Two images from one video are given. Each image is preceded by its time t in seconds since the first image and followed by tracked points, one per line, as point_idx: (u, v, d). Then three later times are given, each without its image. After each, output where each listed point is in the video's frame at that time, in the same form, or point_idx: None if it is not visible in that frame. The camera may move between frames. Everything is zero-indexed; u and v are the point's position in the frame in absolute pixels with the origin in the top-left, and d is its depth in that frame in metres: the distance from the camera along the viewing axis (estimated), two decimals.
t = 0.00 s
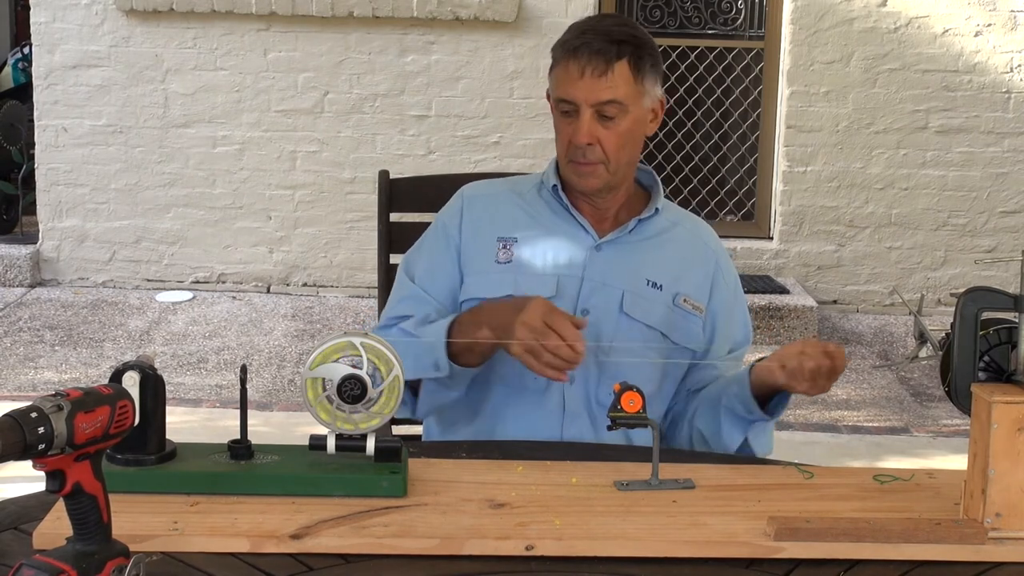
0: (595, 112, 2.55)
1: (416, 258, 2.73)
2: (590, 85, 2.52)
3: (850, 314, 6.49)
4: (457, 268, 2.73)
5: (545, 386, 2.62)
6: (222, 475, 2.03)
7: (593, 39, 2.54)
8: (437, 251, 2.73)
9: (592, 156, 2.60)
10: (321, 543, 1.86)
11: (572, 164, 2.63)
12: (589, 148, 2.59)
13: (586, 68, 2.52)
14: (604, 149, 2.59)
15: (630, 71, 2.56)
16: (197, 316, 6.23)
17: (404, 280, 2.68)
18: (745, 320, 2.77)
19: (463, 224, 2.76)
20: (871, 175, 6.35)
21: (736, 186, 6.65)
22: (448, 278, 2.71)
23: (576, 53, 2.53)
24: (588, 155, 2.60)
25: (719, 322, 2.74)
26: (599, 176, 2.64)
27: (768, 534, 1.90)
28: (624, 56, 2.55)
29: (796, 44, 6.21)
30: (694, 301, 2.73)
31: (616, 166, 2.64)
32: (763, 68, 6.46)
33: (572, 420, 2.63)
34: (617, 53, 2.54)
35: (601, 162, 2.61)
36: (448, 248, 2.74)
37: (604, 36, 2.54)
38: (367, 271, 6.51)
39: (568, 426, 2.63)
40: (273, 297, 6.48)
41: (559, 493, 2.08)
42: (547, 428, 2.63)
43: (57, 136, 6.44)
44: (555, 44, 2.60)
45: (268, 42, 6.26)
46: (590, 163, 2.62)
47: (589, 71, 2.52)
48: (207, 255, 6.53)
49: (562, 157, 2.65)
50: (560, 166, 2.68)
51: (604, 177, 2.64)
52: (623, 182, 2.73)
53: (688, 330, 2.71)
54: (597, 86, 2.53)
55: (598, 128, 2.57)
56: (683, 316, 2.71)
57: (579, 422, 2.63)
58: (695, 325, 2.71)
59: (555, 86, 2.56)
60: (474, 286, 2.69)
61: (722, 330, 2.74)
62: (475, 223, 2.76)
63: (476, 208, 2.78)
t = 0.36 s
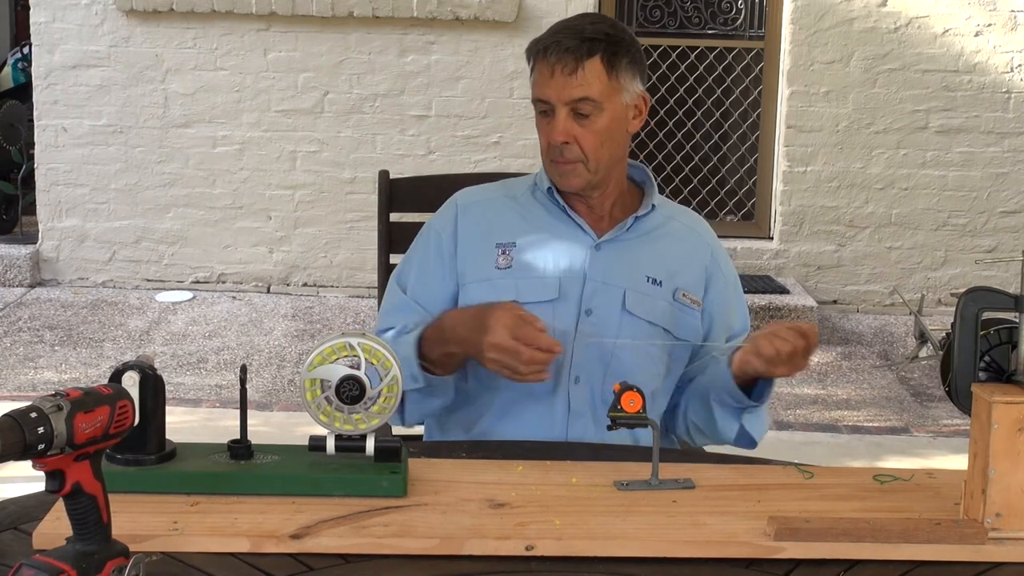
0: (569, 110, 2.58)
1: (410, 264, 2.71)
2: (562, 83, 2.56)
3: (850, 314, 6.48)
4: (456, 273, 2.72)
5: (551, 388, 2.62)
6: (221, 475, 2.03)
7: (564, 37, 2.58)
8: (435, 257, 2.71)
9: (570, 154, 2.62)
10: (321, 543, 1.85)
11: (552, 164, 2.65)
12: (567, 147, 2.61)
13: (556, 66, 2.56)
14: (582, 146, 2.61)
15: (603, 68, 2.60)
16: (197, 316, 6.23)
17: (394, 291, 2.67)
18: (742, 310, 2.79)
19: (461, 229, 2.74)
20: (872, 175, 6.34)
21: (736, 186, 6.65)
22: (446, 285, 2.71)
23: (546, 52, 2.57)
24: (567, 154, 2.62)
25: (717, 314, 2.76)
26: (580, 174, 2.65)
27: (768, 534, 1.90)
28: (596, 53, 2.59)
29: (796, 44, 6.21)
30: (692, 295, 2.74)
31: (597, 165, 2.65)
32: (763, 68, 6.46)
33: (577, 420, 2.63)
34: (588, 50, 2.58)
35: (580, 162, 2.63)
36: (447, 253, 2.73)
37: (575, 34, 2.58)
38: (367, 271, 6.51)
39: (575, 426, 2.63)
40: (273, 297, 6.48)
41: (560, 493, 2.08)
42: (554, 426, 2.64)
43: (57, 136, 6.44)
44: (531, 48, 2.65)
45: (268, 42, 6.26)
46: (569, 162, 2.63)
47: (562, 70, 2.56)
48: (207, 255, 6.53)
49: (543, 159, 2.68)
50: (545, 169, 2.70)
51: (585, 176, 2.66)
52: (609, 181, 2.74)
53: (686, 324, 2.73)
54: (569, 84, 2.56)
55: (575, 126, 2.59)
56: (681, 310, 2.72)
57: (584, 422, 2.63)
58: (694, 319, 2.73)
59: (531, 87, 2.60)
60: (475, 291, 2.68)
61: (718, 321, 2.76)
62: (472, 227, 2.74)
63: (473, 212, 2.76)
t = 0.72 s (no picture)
0: (554, 109, 2.58)
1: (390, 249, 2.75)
2: (547, 82, 2.56)
3: (850, 314, 6.48)
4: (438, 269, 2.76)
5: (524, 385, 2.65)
6: (221, 475, 2.03)
7: (549, 37, 2.57)
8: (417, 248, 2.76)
9: (554, 153, 2.62)
10: (321, 543, 1.86)
11: (537, 164, 2.65)
12: (552, 146, 2.61)
13: (541, 65, 2.56)
14: (567, 146, 2.61)
15: (588, 68, 2.59)
16: (197, 316, 6.23)
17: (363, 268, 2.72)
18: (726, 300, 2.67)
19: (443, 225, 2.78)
20: (871, 175, 6.34)
21: (736, 186, 6.65)
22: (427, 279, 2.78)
23: (531, 51, 2.57)
24: (552, 153, 2.62)
25: (698, 306, 2.66)
26: (564, 175, 2.65)
27: (768, 534, 1.90)
28: (582, 53, 2.58)
29: (796, 44, 6.21)
30: (669, 286, 2.68)
31: (581, 165, 2.64)
32: (763, 68, 6.46)
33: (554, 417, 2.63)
34: (574, 50, 2.57)
35: (565, 161, 2.63)
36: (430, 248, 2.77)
37: (561, 33, 2.58)
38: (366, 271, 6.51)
39: (553, 424, 2.64)
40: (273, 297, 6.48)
41: (560, 493, 2.08)
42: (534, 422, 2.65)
43: (57, 136, 6.44)
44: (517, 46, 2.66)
45: (268, 42, 6.26)
46: (554, 162, 2.63)
47: (547, 69, 2.56)
48: (207, 255, 6.53)
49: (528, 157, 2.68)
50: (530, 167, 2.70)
51: (569, 176, 2.65)
52: (592, 181, 2.73)
53: (661, 317, 2.66)
54: (553, 83, 2.56)
55: (559, 125, 2.59)
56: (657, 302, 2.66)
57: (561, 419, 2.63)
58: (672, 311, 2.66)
59: (518, 86, 2.60)
60: (452, 284, 2.71)
61: (696, 313, 2.66)
62: (453, 223, 2.77)
63: (457, 208, 2.79)
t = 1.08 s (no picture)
0: (505, 119, 2.55)
1: (367, 231, 2.71)
2: (497, 92, 2.53)
3: (850, 313, 6.48)
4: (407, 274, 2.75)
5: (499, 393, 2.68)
6: (221, 475, 2.03)
7: (493, 46, 2.54)
8: (389, 237, 2.72)
9: (509, 163, 2.59)
10: (321, 543, 1.85)
11: (493, 174, 2.62)
12: (506, 156, 2.58)
13: (489, 74, 2.53)
14: (521, 154, 2.58)
15: (538, 74, 2.56)
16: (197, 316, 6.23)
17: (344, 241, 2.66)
18: (688, 286, 2.68)
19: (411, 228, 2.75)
20: (871, 175, 6.34)
21: (736, 186, 6.65)
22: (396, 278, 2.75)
23: (478, 61, 2.54)
24: (507, 163, 2.58)
25: (660, 297, 2.68)
26: (522, 183, 2.62)
27: (768, 534, 1.90)
28: (530, 59, 2.55)
29: (796, 44, 6.21)
30: (633, 279, 2.70)
31: (537, 173, 2.62)
32: (763, 68, 6.46)
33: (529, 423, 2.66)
34: (519, 57, 2.54)
35: (520, 170, 2.60)
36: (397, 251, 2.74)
37: (507, 41, 2.55)
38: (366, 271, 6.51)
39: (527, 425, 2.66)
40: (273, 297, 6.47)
41: (559, 493, 2.08)
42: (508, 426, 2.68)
43: (57, 136, 6.44)
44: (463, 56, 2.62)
45: (268, 42, 6.26)
46: (509, 171, 2.60)
47: (496, 79, 2.53)
48: (207, 254, 6.53)
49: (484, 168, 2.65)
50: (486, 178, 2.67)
51: (527, 185, 2.63)
52: (550, 187, 2.71)
53: (627, 309, 2.68)
54: (503, 93, 2.53)
55: (513, 134, 2.56)
56: (623, 295, 2.69)
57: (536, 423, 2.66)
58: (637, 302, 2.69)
59: (467, 96, 2.57)
60: (422, 292, 2.70)
61: (658, 303, 2.68)
62: (418, 231, 2.75)
63: (425, 211, 2.76)
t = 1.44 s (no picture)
0: (496, 128, 2.55)
1: (354, 238, 2.71)
2: (485, 102, 2.52)
3: (850, 313, 6.48)
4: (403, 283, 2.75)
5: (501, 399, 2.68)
6: (222, 474, 2.03)
7: (478, 56, 2.53)
8: (378, 249, 2.72)
9: (502, 172, 2.59)
10: (321, 543, 1.85)
11: (486, 184, 2.62)
12: (498, 164, 2.57)
13: (477, 85, 2.52)
14: (514, 162, 2.58)
15: (525, 81, 2.55)
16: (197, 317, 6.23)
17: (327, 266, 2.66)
18: (691, 287, 2.70)
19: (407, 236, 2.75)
20: (871, 175, 6.34)
21: (736, 186, 6.65)
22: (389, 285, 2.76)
23: (465, 71, 2.53)
24: (499, 172, 2.58)
25: (663, 299, 2.69)
26: (515, 191, 2.61)
27: (768, 534, 1.90)
28: (516, 67, 2.54)
29: (796, 44, 6.21)
30: (636, 281, 2.71)
31: (530, 180, 2.62)
32: (763, 68, 6.46)
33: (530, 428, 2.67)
34: (506, 66, 2.53)
35: (514, 178, 2.60)
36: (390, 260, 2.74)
37: (493, 49, 2.53)
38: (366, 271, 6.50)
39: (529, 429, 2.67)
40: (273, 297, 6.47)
41: (559, 493, 2.08)
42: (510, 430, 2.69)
43: (57, 136, 6.44)
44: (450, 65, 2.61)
45: (269, 42, 6.26)
46: (503, 180, 2.60)
47: (484, 88, 2.52)
48: (207, 254, 6.53)
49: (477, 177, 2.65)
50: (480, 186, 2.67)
51: (520, 193, 2.62)
52: (545, 194, 2.70)
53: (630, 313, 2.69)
54: (492, 103, 2.52)
55: (505, 143, 2.56)
56: (625, 299, 2.69)
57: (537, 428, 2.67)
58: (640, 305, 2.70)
59: (456, 107, 2.57)
60: (420, 301, 2.70)
61: (662, 305, 2.69)
62: (414, 239, 2.74)
63: (420, 219, 2.76)
